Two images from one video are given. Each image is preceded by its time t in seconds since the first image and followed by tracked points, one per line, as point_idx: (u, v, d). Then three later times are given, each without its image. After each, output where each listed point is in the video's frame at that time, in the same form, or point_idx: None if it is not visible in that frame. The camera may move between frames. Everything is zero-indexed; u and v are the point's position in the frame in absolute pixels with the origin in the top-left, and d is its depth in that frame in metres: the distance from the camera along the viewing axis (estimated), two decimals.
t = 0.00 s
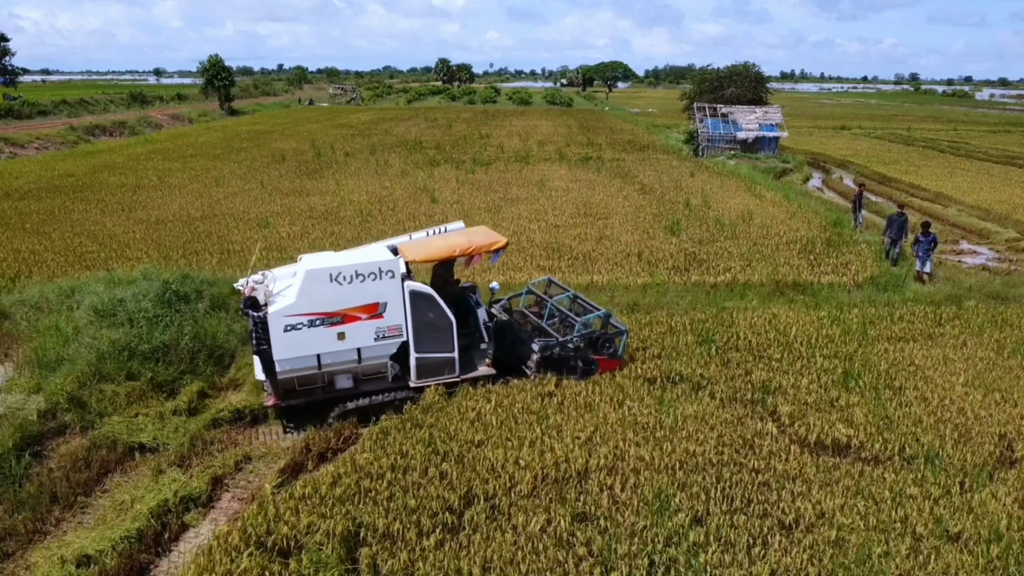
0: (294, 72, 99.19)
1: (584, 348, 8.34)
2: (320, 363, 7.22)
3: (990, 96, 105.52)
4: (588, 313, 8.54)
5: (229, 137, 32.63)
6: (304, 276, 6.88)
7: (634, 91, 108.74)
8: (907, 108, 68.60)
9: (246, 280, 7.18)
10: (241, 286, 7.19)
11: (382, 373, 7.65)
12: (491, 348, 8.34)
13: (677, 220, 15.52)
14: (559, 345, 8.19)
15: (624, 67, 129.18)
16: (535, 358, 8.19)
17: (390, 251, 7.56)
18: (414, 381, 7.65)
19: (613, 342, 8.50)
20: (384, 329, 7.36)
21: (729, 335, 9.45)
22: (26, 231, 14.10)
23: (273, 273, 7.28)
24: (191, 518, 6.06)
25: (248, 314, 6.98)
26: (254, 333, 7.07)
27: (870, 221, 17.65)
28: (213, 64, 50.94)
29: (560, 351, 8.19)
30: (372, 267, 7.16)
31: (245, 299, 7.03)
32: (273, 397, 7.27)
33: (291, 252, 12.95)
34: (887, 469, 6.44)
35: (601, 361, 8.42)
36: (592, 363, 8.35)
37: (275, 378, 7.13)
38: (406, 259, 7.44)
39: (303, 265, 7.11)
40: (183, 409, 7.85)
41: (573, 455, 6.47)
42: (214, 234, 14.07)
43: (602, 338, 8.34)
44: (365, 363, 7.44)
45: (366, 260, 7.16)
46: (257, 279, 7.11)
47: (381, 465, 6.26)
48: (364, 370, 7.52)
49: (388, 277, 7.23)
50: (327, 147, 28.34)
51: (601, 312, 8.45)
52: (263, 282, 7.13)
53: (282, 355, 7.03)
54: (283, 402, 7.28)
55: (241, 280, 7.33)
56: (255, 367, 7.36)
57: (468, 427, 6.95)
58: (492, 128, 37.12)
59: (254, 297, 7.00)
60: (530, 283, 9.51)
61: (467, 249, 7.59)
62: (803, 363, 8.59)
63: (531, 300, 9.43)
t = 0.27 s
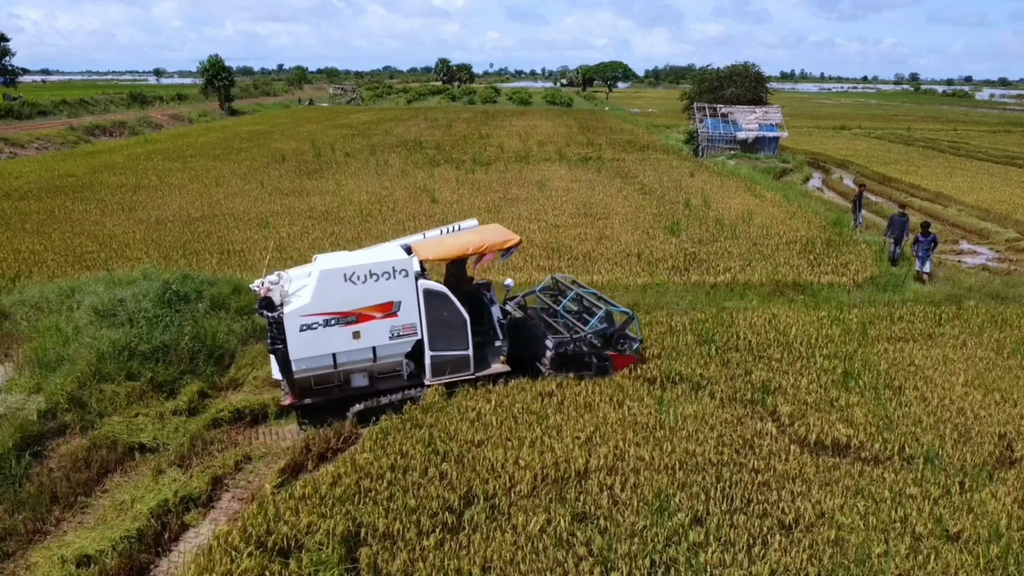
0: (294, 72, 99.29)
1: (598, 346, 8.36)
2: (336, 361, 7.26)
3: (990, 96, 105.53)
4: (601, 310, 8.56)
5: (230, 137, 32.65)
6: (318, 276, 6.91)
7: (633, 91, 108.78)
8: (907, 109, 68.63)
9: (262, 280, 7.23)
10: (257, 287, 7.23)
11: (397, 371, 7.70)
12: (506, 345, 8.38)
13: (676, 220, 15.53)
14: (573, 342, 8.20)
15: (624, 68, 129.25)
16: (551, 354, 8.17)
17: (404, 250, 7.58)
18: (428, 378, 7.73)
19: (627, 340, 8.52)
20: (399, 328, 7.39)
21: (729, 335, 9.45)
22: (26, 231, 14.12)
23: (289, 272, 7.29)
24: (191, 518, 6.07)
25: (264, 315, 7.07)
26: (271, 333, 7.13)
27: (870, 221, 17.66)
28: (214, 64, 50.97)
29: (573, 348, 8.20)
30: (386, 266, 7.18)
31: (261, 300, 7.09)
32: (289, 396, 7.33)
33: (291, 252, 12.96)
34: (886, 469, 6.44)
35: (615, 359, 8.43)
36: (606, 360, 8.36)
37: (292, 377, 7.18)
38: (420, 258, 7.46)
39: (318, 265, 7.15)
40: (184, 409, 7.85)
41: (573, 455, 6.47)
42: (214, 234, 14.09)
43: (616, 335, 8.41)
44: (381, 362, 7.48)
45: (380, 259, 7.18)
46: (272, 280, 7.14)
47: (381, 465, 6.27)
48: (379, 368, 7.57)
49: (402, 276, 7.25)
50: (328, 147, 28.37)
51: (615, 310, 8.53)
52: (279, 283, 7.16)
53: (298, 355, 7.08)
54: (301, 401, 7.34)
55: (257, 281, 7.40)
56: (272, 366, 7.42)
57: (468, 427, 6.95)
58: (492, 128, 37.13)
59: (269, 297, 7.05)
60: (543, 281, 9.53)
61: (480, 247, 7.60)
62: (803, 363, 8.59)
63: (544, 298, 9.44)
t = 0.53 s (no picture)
0: (294, 72, 99.35)
1: (613, 344, 8.33)
2: (354, 360, 7.26)
3: (990, 96, 105.51)
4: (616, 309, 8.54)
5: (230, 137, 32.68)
6: (336, 275, 6.97)
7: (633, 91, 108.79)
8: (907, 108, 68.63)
9: (280, 281, 7.42)
10: (276, 287, 7.43)
11: (415, 369, 7.69)
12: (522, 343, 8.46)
13: (677, 220, 15.53)
14: (588, 341, 8.18)
15: (624, 68, 129.29)
16: (565, 354, 8.13)
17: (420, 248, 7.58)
18: (446, 376, 7.71)
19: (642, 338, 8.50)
20: (416, 326, 7.39)
21: (729, 335, 9.45)
22: (26, 231, 14.13)
23: (306, 273, 7.53)
24: (191, 518, 6.07)
25: (281, 314, 7.11)
26: (289, 332, 7.17)
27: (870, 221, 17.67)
28: (214, 64, 50.98)
29: (589, 346, 8.17)
30: (403, 264, 7.21)
31: (278, 299, 7.23)
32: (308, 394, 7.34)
33: (292, 252, 12.96)
34: (887, 469, 6.44)
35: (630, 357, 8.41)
36: (621, 359, 8.34)
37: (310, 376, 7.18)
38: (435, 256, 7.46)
39: (334, 265, 7.21)
40: (184, 410, 7.85)
41: (574, 455, 6.47)
42: (214, 234, 14.09)
43: (631, 334, 8.37)
44: (398, 360, 7.47)
45: (396, 258, 7.21)
46: (289, 280, 7.34)
47: (381, 465, 6.27)
48: (397, 366, 7.56)
49: (418, 275, 7.27)
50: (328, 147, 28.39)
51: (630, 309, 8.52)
52: (296, 283, 7.36)
53: (316, 353, 7.09)
54: (319, 399, 7.34)
55: (276, 282, 7.54)
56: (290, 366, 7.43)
57: (468, 427, 6.95)
58: (492, 128, 37.15)
59: (286, 297, 7.17)
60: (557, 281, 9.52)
61: (496, 245, 7.61)
62: (803, 363, 8.59)
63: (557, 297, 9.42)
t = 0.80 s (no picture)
0: (294, 72, 99.44)
1: (629, 341, 8.39)
2: (373, 358, 7.28)
3: (990, 96, 105.54)
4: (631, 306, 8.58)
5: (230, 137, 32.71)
6: (356, 273, 6.96)
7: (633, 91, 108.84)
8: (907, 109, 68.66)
9: (297, 279, 7.26)
10: (294, 285, 7.25)
11: (432, 367, 7.74)
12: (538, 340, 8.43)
13: (676, 220, 15.54)
14: (605, 337, 8.22)
15: (624, 68, 129.34)
16: (581, 352, 8.22)
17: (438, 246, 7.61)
18: (463, 373, 7.77)
19: (658, 334, 8.53)
20: (434, 324, 7.44)
21: (728, 335, 9.45)
22: (26, 231, 14.14)
23: (324, 271, 7.36)
24: (191, 518, 6.07)
25: (300, 312, 7.05)
26: (308, 330, 7.16)
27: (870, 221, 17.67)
28: (214, 64, 51.03)
29: (605, 343, 8.22)
30: (421, 263, 7.24)
31: (297, 297, 7.11)
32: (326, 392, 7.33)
33: (292, 252, 12.96)
34: (886, 469, 6.44)
35: (646, 354, 8.47)
36: (637, 356, 8.41)
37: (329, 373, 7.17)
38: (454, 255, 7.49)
39: (353, 263, 7.20)
40: (184, 410, 7.85)
41: (574, 455, 6.47)
42: (214, 234, 14.10)
43: (648, 330, 8.40)
44: (416, 358, 7.51)
45: (414, 256, 7.25)
46: (309, 278, 7.16)
47: (381, 466, 6.27)
48: (414, 363, 7.60)
49: (436, 272, 7.33)
50: (327, 147, 28.41)
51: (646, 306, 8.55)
52: (315, 280, 7.23)
53: (336, 351, 7.09)
54: (337, 397, 7.35)
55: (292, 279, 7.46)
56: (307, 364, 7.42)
57: (468, 427, 6.94)
58: (492, 128, 37.16)
59: (306, 295, 7.08)
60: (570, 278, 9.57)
61: (513, 244, 7.66)
62: (802, 363, 8.60)
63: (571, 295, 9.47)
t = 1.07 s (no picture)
0: (295, 72, 99.45)
1: (642, 341, 8.42)
2: (390, 354, 7.47)
3: (990, 96, 105.50)
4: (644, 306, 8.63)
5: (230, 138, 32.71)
6: (375, 270, 7.13)
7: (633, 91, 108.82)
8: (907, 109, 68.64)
9: (316, 275, 7.44)
10: (312, 281, 7.43)
11: (447, 364, 7.95)
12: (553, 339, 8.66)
13: (676, 220, 15.54)
14: (619, 337, 8.26)
15: (624, 68, 129.34)
16: (596, 349, 8.20)
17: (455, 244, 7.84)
18: (478, 370, 7.98)
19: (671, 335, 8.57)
20: (451, 321, 7.63)
21: (728, 335, 9.45)
22: (26, 231, 14.13)
23: (342, 268, 7.55)
24: (190, 519, 6.06)
25: (321, 309, 7.28)
26: (326, 328, 7.33)
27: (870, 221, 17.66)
28: (214, 65, 51.03)
29: (619, 342, 8.25)
30: (439, 261, 7.42)
31: (318, 294, 7.32)
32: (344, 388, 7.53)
33: (292, 252, 12.96)
34: (886, 469, 6.43)
35: (658, 355, 8.52)
36: (650, 356, 8.44)
37: (347, 369, 7.36)
38: (470, 251, 7.71)
39: (371, 261, 7.36)
40: (183, 410, 7.84)
41: (573, 455, 6.46)
42: (214, 235, 14.09)
43: (661, 330, 8.44)
44: (432, 354, 7.71)
45: (432, 254, 7.42)
46: (328, 275, 7.37)
47: (381, 466, 6.26)
48: (430, 360, 7.80)
49: (453, 271, 7.50)
50: (327, 148, 28.40)
51: (659, 306, 8.61)
52: (333, 277, 7.41)
53: (354, 347, 7.27)
54: (355, 392, 7.55)
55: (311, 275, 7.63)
56: (325, 360, 7.60)
57: (467, 428, 6.93)
58: (492, 128, 37.13)
59: (326, 292, 7.30)
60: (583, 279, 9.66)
61: (529, 242, 7.85)
62: (802, 363, 8.59)
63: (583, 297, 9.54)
